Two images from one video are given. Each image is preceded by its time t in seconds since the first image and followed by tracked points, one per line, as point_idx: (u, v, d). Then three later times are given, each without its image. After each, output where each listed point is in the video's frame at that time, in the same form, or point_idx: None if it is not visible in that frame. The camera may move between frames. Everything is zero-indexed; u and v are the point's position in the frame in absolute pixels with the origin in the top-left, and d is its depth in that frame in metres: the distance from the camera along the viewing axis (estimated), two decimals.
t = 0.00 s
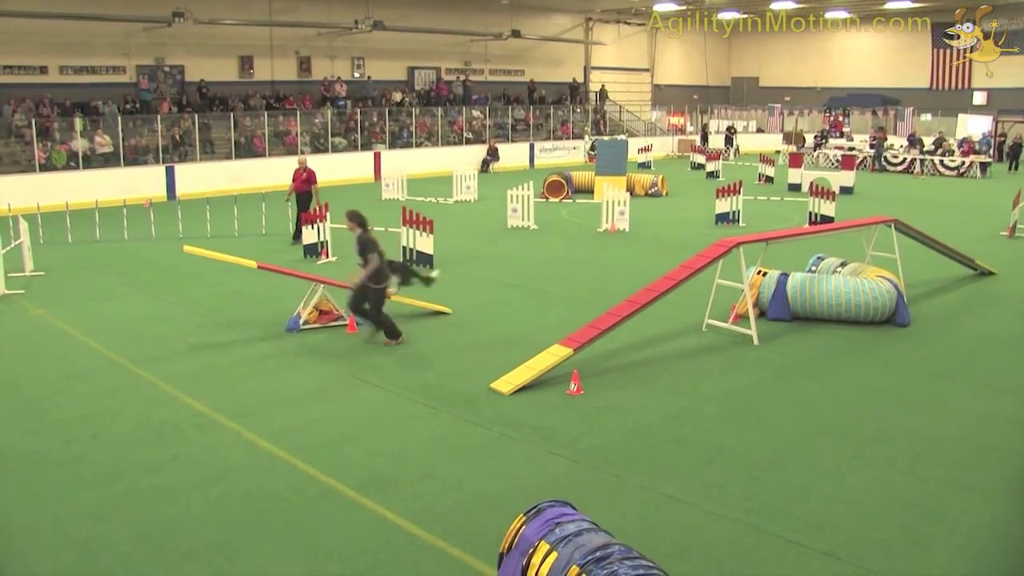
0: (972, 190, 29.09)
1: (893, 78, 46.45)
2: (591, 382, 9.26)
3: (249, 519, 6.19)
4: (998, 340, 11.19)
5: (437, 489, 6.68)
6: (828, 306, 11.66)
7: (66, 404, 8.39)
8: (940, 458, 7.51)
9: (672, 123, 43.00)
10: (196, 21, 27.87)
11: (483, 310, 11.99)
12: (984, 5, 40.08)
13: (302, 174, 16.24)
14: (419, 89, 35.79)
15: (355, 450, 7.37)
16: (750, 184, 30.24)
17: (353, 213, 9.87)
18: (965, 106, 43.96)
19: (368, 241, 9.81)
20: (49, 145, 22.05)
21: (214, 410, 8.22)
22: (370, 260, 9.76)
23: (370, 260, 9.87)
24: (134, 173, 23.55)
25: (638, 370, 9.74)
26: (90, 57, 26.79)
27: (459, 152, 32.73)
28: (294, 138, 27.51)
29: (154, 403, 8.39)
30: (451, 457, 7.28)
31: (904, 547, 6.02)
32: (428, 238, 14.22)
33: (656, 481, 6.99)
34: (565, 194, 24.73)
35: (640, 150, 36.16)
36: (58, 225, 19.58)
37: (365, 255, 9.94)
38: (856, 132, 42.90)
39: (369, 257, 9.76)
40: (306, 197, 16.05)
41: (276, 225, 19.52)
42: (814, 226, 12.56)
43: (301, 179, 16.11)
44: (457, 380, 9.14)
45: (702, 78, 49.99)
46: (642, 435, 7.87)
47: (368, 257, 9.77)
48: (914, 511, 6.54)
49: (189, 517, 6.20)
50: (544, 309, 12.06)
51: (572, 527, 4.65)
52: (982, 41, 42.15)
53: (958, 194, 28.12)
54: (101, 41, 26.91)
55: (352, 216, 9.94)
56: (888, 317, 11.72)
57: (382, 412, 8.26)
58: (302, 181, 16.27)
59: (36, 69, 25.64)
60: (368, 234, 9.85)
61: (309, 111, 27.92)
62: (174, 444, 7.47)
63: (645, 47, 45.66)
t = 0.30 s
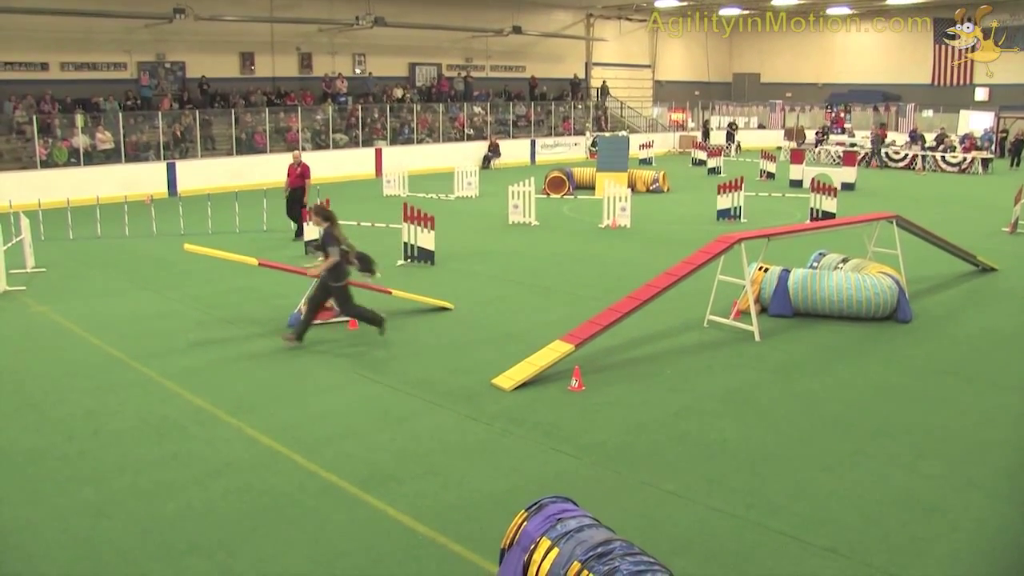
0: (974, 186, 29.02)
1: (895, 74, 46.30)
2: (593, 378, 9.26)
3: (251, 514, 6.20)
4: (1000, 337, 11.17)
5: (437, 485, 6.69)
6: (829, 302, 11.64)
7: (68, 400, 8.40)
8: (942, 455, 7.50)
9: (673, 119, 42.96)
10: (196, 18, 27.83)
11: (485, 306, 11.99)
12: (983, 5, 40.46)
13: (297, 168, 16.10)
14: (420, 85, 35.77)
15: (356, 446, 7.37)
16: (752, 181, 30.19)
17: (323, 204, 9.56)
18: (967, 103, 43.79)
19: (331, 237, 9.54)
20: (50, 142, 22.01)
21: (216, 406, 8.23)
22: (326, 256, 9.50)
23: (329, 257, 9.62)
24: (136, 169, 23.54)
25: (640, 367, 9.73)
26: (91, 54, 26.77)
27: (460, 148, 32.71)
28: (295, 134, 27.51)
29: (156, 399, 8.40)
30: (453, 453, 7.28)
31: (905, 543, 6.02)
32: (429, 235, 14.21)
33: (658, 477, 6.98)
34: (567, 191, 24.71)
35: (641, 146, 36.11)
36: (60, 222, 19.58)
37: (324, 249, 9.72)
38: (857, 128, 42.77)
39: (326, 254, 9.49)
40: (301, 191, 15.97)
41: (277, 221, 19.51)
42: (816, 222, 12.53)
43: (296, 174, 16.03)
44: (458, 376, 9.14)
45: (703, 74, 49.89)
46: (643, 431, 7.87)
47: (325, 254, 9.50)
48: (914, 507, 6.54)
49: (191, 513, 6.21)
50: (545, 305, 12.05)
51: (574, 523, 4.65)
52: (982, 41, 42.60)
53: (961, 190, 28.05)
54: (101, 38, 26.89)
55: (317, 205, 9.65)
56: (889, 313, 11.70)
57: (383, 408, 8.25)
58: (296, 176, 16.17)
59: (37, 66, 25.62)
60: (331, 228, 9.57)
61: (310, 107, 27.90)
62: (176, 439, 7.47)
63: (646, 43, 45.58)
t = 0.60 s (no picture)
0: (976, 183, 28.96)
1: (897, 71, 46.24)
2: (595, 375, 9.26)
3: (252, 511, 6.20)
4: (1002, 334, 11.15)
5: (439, 481, 6.69)
6: (831, 299, 11.64)
7: (70, 396, 8.41)
8: (943, 452, 7.49)
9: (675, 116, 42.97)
10: (198, 14, 27.82)
11: (487, 303, 11.98)
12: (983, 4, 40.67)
13: (290, 166, 16.02)
14: (422, 82, 35.75)
15: (358, 443, 7.38)
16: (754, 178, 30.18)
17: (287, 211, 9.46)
18: (969, 99, 43.71)
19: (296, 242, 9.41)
20: (52, 138, 22.04)
21: (217, 403, 8.23)
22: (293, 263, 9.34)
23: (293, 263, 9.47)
24: (138, 165, 23.53)
25: (641, 363, 9.73)
26: (93, 51, 26.78)
27: (462, 145, 32.70)
28: (296, 131, 27.54)
29: (158, 396, 8.41)
30: (454, 450, 7.27)
31: (908, 540, 6.01)
32: (431, 231, 14.20)
33: (659, 473, 6.98)
34: (569, 187, 24.69)
35: (643, 143, 36.13)
36: (62, 218, 19.59)
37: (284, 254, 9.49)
38: (859, 125, 42.69)
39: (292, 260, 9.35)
40: (293, 189, 15.95)
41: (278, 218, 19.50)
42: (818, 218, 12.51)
43: (289, 171, 15.96)
44: (460, 373, 9.13)
45: (706, 72, 49.86)
46: (645, 428, 7.86)
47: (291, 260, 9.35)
48: (916, 504, 6.53)
49: (193, 509, 6.21)
50: (547, 301, 12.04)
51: (576, 520, 4.65)
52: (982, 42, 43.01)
53: (963, 187, 28.03)
54: (103, 35, 26.89)
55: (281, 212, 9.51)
56: (891, 310, 11.69)
57: (385, 405, 8.25)
58: (290, 173, 16.14)
59: (38, 63, 25.63)
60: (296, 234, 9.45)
61: (311, 104, 27.90)
62: (178, 436, 7.48)
63: (648, 39, 45.55)
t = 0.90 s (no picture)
0: (978, 181, 28.93)
1: (899, 69, 46.18)
2: (597, 372, 9.26)
3: (254, 510, 6.20)
4: (1005, 332, 11.13)
5: (441, 479, 6.69)
6: (833, 297, 11.62)
7: (72, 395, 8.42)
8: (945, 449, 7.49)
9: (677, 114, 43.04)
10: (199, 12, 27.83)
11: (489, 301, 11.98)
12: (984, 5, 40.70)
13: (285, 167, 15.97)
14: (424, 80, 35.73)
15: (360, 440, 7.38)
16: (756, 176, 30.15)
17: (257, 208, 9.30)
18: (970, 97, 43.65)
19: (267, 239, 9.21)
20: (54, 137, 22.08)
21: (219, 401, 8.24)
22: (264, 259, 9.13)
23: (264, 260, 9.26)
24: (139, 164, 23.52)
25: (643, 361, 9.73)
26: (95, 49, 26.77)
27: (464, 143, 32.69)
28: (298, 129, 27.55)
29: (160, 394, 8.41)
30: (456, 448, 7.27)
31: (910, 538, 6.01)
32: (433, 229, 14.20)
33: (661, 471, 6.98)
34: (571, 185, 24.70)
35: (645, 141, 36.14)
36: (64, 217, 19.61)
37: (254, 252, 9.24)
38: (861, 123, 42.66)
39: (262, 255, 9.13)
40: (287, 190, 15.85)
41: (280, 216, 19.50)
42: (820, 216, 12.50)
43: (283, 172, 15.85)
44: (462, 371, 9.13)
45: (707, 70, 49.83)
46: (647, 426, 7.86)
47: (262, 256, 9.13)
48: (918, 502, 6.52)
49: (195, 507, 6.22)
50: (549, 299, 12.04)
51: (578, 518, 4.65)
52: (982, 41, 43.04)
53: (964, 184, 28.01)
54: (105, 33, 26.89)
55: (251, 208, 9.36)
56: (893, 308, 11.68)
57: (387, 402, 8.26)
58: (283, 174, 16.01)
59: (40, 61, 25.63)
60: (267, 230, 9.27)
61: (313, 102, 27.88)
62: (180, 434, 7.48)
63: (650, 37, 45.49)
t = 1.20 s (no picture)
0: (982, 179, 28.88)
1: (903, 67, 46.09)
2: (599, 370, 9.25)
3: (256, 507, 6.19)
4: (1008, 330, 11.10)
5: (444, 477, 6.68)
6: (836, 295, 11.61)
7: (74, 392, 8.42)
8: (949, 448, 7.47)
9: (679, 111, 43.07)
10: (203, 10, 27.81)
11: (491, 298, 11.97)
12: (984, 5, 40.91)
13: (278, 165, 15.81)
14: (426, 77, 35.71)
15: (362, 438, 7.37)
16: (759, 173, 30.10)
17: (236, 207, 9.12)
18: (974, 95, 43.56)
19: (232, 238, 8.97)
20: (57, 135, 22.10)
21: (221, 398, 8.23)
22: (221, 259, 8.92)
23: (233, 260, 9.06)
24: (142, 161, 23.50)
25: (646, 359, 9.71)
26: (98, 47, 26.78)
27: (467, 141, 32.67)
28: (301, 127, 27.53)
29: (162, 391, 8.41)
30: (459, 446, 7.26)
31: (913, 537, 5.99)
32: (435, 227, 14.20)
33: (664, 469, 6.97)
34: (573, 183, 24.68)
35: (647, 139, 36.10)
36: (67, 214, 19.62)
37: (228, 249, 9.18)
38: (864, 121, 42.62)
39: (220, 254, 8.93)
40: (282, 189, 15.75)
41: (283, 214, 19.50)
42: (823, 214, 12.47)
43: (276, 170, 15.73)
44: (465, 369, 9.12)
45: (710, 68, 49.80)
46: (651, 424, 7.85)
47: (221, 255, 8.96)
48: (921, 501, 6.51)
49: (197, 505, 6.22)
50: (551, 297, 12.02)
51: (580, 516, 4.65)
52: (983, 41, 43.16)
53: (968, 183, 27.94)
54: (108, 30, 26.90)
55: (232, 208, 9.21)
56: (896, 306, 11.66)
57: (389, 400, 8.25)
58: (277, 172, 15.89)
59: (43, 59, 25.65)
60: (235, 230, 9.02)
61: (315, 100, 27.85)
62: (182, 432, 7.48)
63: (653, 35, 45.44)
